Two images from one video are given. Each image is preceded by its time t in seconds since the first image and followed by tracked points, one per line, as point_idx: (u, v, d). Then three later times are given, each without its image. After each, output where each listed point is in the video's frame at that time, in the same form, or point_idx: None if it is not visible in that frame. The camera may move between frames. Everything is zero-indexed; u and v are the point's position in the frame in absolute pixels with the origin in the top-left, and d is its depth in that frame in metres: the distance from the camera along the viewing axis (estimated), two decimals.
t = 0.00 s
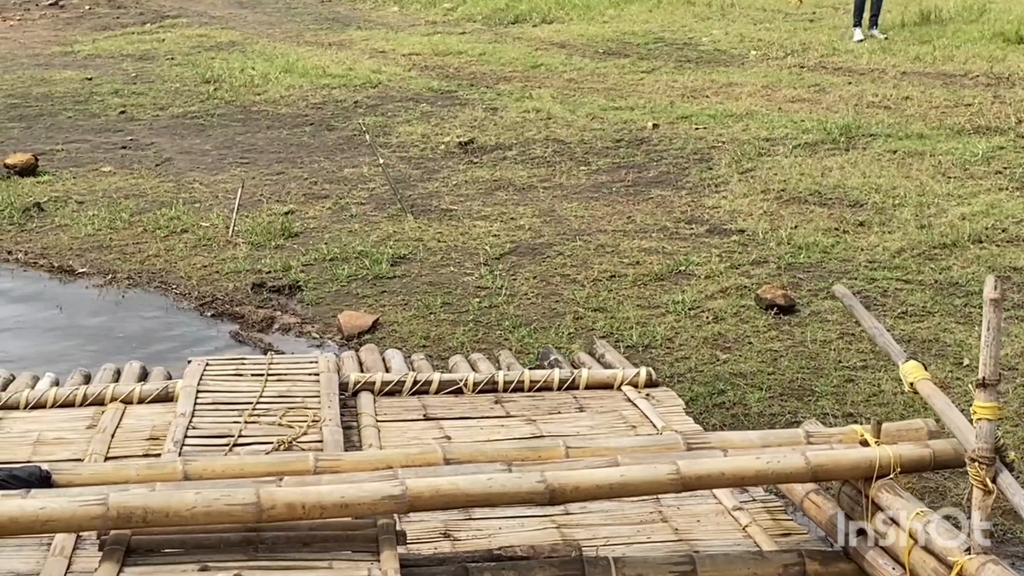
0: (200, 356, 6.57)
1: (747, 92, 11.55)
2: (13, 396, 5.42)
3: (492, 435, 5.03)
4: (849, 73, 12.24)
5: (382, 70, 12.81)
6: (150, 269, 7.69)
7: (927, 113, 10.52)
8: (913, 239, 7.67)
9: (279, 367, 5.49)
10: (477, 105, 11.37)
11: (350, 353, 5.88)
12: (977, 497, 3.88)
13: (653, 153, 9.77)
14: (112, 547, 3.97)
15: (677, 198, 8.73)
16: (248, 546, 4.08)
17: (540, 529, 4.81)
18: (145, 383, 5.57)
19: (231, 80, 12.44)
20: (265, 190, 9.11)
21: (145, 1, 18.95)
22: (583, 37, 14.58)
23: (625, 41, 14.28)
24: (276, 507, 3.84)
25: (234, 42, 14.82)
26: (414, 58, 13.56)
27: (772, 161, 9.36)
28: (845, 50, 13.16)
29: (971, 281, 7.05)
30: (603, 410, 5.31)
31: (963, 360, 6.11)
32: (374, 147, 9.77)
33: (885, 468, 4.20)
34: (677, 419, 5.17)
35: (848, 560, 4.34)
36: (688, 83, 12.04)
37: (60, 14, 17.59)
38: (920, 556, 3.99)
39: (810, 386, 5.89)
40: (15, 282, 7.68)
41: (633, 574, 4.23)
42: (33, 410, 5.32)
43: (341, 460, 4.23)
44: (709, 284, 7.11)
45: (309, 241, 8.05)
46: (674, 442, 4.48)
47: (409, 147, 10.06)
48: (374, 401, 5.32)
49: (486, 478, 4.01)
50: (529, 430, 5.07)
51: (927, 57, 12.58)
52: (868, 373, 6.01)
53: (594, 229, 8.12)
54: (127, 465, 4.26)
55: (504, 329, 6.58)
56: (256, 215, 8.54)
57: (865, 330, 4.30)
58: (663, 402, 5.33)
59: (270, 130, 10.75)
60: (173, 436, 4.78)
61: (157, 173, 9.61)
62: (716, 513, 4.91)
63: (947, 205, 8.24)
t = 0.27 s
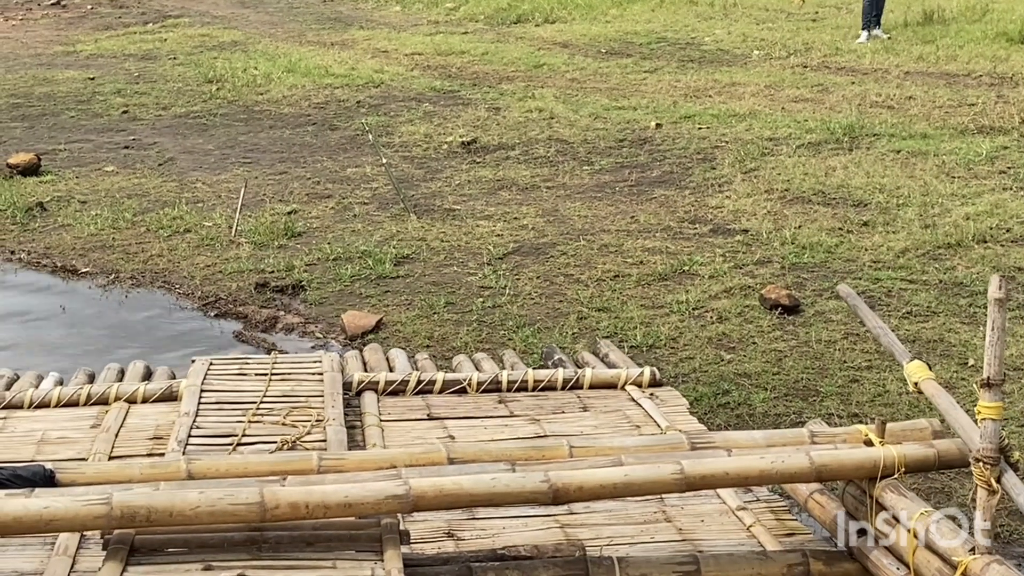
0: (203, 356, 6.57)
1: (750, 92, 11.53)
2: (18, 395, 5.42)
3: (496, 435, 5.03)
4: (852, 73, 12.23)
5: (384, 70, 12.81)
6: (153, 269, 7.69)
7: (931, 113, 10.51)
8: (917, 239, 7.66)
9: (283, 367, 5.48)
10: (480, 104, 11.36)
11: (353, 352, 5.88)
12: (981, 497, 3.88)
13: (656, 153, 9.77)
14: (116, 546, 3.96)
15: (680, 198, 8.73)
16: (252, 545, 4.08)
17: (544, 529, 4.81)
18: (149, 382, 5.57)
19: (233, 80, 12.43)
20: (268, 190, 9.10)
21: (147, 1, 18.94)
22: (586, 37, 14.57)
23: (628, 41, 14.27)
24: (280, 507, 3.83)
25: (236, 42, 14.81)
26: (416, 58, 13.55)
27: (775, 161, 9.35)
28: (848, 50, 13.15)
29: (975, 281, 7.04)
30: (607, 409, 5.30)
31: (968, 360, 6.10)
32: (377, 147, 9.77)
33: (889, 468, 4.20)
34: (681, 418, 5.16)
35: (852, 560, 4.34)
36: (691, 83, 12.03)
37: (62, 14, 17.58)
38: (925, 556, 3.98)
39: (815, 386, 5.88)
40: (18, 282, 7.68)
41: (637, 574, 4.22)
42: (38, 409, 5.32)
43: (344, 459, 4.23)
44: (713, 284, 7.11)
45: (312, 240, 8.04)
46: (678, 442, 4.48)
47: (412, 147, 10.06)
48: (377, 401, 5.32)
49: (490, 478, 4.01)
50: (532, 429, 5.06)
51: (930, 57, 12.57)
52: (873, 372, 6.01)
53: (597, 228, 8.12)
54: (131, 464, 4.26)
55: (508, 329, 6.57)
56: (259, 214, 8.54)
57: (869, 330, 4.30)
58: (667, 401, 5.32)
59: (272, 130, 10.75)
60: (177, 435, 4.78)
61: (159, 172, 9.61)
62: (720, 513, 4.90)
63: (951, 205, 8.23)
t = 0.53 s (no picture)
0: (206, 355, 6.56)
1: (752, 91, 11.53)
2: (21, 394, 5.42)
3: (499, 435, 5.02)
4: (854, 72, 12.22)
5: (386, 70, 12.80)
6: (156, 268, 7.69)
7: (933, 113, 10.51)
8: (920, 239, 7.66)
9: (286, 366, 5.48)
10: (482, 104, 11.36)
11: (356, 351, 5.88)
12: (984, 497, 3.88)
13: (658, 153, 9.76)
14: (118, 545, 3.96)
15: (683, 197, 8.72)
16: (255, 544, 4.07)
17: (546, 528, 4.81)
18: (152, 382, 5.56)
19: (235, 80, 12.42)
20: (270, 190, 9.09)
21: None
22: (588, 37, 14.57)
23: (629, 40, 14.27)
24: (283, 506, 3.83)
25: (238, 42, 14.80)
26: (418, 58, 13.55)
27: (778, 161, 9.35)
28: (850, 50, 13.14)
29: (979, 281, 7.03)
30: (609, 409, 5.29)
31: (972, 360, 6.10)
32: (379, 146, 9.76)
33: (892, 468, 4.19)
34: (683, 418, 5.16)
35: (854, 560, 4.33)
36: (693, 82, 12.03)
37: (63, 13, 17.57)
38: (928, 556, 3.98)
39: (818, 386, 5.88)
40: (21, 282, 7.68)
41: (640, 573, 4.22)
42: (40, 409, 5.32)
43: (347, 458, 4.23)
44: (716, 283, 7.10)
45: (315, 240, 8.04)
46: (680, 441, 4.47)
47: (414, 147, 10.05)
48: (380, 401, 5.31)
49: (492, 477, 4.01)
50: (535, 429, 5.06)
51: (932, 57, 12.56)
52: (876, 372, 6.00)
53: (600, 228, 8.11)
54: (133, 463, 4.26)
55: (511, 329, 6.57)
56: (261, 214, 8.53)
57: (873, 329, 4.30)
58: (670, 401, 5.32)
59: (274, 130, 10.74)
60: (180, 434, 4.77)
61: (161, 172, 9.61)
62: (723, 513, 4.90)
63: (954, 205, 8.22)
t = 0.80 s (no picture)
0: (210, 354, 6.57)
1: (754, 92, 11.54)
2: (25, 393, 5.43)
3: (502, 434, 5.03)
4: (856, 73, 12.23)
5: (388, 70, 12.81)
6: (159, 269, 7.70)
7: (935, 113, 10.52)
8: (923, 239, 7.66)
9: (290, 366, 5.48)
10: (484, 104, 11.37)
11: (360, 351, 5.89)
12: (987, 497, 3.88)
13: (660, 153, 9.77)
14: (122, 544, 3.97)
15: (685, 198, 8.73)
16: (259, 544, 4.08)
17: (550, 528, 4.81)
18: (156, 381, 5.57)
19: (237, 80, 12.43)
20: (272, 190, 9.10)
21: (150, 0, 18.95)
22: (589, 37, 14.58)
23: (631, 41, 14.28)
24: (287, 506, 3.84)
25: (239, 42, 14.81)
26: (420, 58, 13.56)
27: (780, 161, 9.36)
28: (852, 51, 13.15)
29: (981, 281, 7.04)
30: (612, 409, 5.30)
31: (975, 360, 6.11)
32: (381, 147, 9.77)
33: (895, 468, 4.20)
34: (687, 417, 5.16)
35: (857, 560, 4.34)
36: (695, 83, 12.04)
37: (65, 14, 17.58)
38: (931, 556, 3.98)
39: (822, 386, 5.88)
40: (24, 281, 7.69)
41: (643, 573, 4.22)
42: (45, 408, 5.33)
43: (351, 458, 4.24)
44: (719, 284, 7.11)
45: (318, 240, 8.05)
46: (684, 441, 4.48)
47: (416, 147, 10.06)
48: (383, 400, 5.32)
49: (496, 477, 4.01)
50: (538, 429, 5.06)
51: (934, 57, 12.57)
52: (879, 372, 6.01)
53: (603, 229, 8.12)
54: (137, 462, 4.26)
55: (514, 329, 6.58)
56: (264, 214, 8.54)
57: (876, 329, 4.30)
58: (673, 401, 5.33)
59: (276, 130, 10.75)
60: (184, 434, 4.78)
61: (164, 172, 9.62)
62: (726, 513, 4.91)
63: (957, 206, 8.23)
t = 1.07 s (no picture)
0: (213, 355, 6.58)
1: (756, 93, 11.55)
2: (30, 394, 5.44)
3: (506, 435, 5.04)
4: (858, 74, 12.25)
5: (390, 71, 12.83)
6: (162, 270, 7.71)
7: (937, 114, 10.53)
8: (925, 240, 7.68)
9: (294, 367, 5.50)
10: (486, 106, 11.38)
11: (364, 352, 5.90)
12: (990, 497, 3.89)
13: (663, 154, 9.78)
14: (127, 544, 3.99)
15: (688, 199, 8.74)
16: (263, 544, 4.09)
17: (553, 528, 4.82)
18: (161, 382, 5.58)
19: (239, 81, 12.45)
20: (275, 191, 9.11)
21: (151, 1, 18.96)
22: (591, 38, 14.60)
23: (632, 42, 14.30)
24: (291, 506, 3.85)
25: (241, 43, 14.83)
26: (422, 59, 13.58)
27: (782, 162, 9.37)
28: (853, 52, 13.17)
29: (984, 282, 7.05)
30: (615, 410, 5.31)
31: (978, 361, 6.11)
32: (384, 148, 9.78)
33: (898, 469, 4.21)
34: (690, 418, 5.18)
35: (860, 560, 4.35)
36: (697, 84, 12.06)
37: (67, 15, 17.61)
38: (933, 557, 3.99)
39: (825, 387, 5.89)
40: (27, 282, 7.70)
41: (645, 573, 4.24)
42: (50, 408, 5.34)
43: (355, 458, 4.25)
44: (722, 285, 7.12)
45: (321, 241, 8.06)
46: (687, 442, 4.49)
47: (419, 148, 10.08)
48: (387, 401, 5.33)
49: (500, 478, 4.02)
50: (542, 430, 5.08)
51: (935, 59, 12.58)
52: (882, 373, 6.02)
53: (605, 230, 8.13)
54: (142, 463, 4.27)
55: (517, 330, 6.59)
56: (267, 215, 8.55)
57: (879, 331, 4.32)
58: (676, 402, 5.34)
59: (279, 131, 10.77)
60: (188, 434, 4.79)
61: (167, 173, 9.63)
62: (729, 513, 4.92)
63: (959, 207, 8.24)
